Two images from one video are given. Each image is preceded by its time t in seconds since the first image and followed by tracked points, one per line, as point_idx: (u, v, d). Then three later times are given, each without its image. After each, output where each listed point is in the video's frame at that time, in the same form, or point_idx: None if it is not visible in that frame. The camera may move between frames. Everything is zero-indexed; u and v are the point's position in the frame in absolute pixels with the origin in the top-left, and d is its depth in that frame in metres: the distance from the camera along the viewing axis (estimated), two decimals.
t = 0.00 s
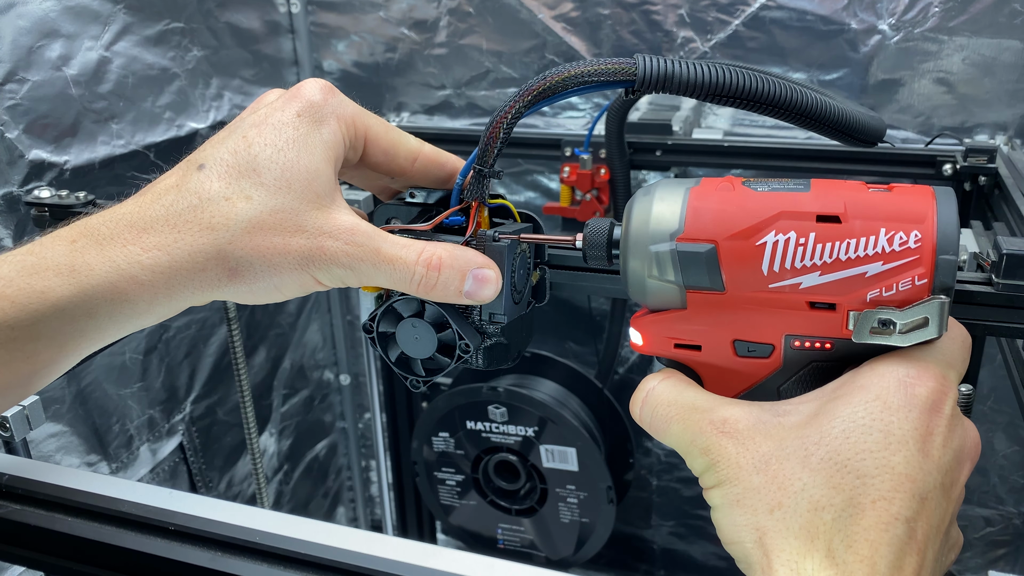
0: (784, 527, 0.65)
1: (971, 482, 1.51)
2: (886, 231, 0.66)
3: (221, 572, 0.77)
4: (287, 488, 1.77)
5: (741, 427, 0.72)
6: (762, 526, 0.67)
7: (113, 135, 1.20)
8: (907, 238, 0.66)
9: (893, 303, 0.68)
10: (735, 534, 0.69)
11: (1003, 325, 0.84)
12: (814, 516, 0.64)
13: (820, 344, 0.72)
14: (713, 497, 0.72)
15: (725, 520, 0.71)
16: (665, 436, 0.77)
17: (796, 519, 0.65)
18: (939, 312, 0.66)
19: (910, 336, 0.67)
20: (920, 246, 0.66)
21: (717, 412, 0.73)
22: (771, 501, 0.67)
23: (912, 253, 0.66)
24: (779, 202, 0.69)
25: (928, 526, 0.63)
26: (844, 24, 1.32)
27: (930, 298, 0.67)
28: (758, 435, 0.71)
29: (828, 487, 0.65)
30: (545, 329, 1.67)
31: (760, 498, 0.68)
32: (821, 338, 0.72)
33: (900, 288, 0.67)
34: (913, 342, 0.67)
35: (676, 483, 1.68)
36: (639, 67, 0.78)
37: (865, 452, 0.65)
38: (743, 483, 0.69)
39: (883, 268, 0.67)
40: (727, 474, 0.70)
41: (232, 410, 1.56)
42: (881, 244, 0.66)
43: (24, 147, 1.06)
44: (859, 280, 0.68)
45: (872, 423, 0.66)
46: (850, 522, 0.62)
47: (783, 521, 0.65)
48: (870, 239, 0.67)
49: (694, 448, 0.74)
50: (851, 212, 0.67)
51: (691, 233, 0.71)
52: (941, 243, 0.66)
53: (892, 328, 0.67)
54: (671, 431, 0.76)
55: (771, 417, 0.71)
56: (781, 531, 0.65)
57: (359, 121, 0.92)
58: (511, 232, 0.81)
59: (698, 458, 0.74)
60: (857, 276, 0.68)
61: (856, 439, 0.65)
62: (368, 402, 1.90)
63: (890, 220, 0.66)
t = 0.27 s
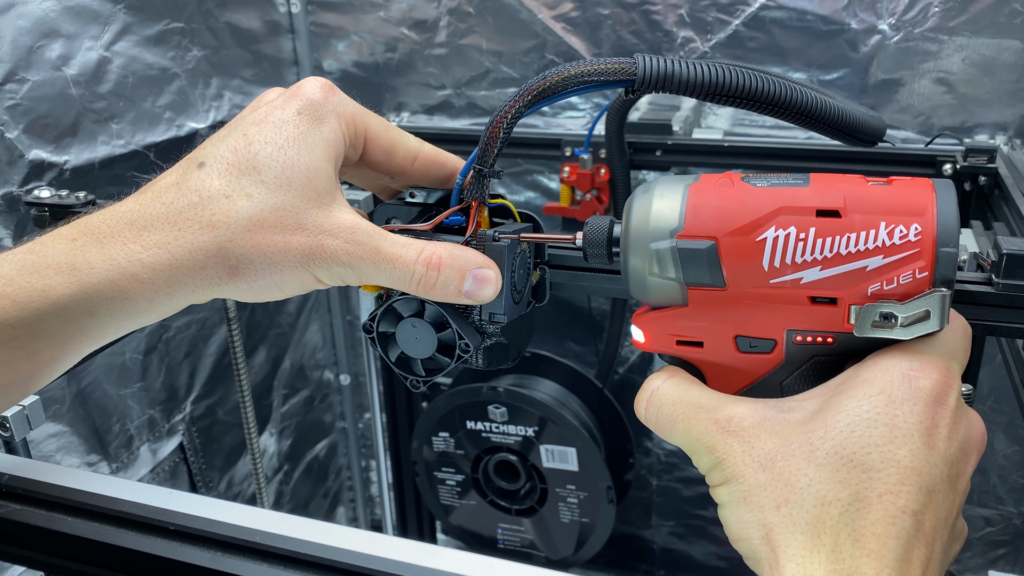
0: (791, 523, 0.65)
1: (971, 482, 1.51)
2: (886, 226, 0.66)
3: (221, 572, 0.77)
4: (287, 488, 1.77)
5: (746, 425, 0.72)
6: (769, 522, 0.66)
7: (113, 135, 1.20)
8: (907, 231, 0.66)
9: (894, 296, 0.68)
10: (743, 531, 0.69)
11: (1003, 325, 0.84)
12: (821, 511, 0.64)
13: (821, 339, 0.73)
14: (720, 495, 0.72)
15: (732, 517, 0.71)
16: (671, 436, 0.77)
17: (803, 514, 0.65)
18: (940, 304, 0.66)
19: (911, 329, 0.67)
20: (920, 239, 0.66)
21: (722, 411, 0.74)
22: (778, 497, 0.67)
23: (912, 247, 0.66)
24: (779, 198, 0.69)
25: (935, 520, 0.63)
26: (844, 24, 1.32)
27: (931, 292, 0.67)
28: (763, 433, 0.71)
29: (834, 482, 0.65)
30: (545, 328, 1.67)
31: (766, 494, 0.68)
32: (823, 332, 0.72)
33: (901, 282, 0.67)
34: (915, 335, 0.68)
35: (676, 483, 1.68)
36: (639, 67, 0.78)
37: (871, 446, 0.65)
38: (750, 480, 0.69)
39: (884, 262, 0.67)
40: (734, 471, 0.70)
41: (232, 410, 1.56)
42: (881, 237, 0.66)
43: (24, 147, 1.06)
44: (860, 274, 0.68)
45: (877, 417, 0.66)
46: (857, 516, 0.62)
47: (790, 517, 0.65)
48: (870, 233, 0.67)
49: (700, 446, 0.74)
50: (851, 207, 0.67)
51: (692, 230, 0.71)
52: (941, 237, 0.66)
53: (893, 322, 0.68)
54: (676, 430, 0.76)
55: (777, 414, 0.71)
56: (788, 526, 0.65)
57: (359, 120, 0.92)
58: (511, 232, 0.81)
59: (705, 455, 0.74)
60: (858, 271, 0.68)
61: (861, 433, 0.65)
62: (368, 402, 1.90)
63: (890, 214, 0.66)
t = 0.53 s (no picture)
0: (795, 527, 0.65)
1: (971, 482, 1.51)
2: (886, 230, 0.66)
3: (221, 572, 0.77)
4: (287, 488, 1.77)
5: (750, 429, 0.71)
6: (773, 527, 0.66)
7: (113, 135, 1.20)
8: (907, 237, 0.66)
9: (893, 301, 0.68)
10: (746, 535, 0.69)
11: (1003, 325, 0.84)
12: (824, 516, 0.64)
13: (820, 342, 0.73)
14: (722, 499, 0.72)
15: (735, 520, 0.70)
16: (674, 439, 0.77)
17: (808, 519, 0.65)
18: (940, 309, 0.66)
19: (910, 334, 0.67)
20: (919, 244, 0.66)
21: (724, 415, 0.73)
22: (782, 501, 0.67)
23: (912, 251, 0.66)
24: (779, 201, 0.69)
25: (936, 524, 0.64)
26: (844, 24, 1.32)
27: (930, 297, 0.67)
28: (766, 437, 0.70)
29: (838, 485, 0.65)
30: (545, 329, 1.67)
31: (770, 498, 0.67)
32: (822, 335, 0.72)
33: (900, 286, 0.67)
34: (913, 340, 0.68)
35: (676, 483, 1.68)
36: (639, 67, 0.78)
37: (874, 450, 0.65)
38: (753, 485, 0.69)
39: (883, 266, 0.67)
40: (737, 475, 0.70)
41: (232, 410, 1.56)
42: (881, 241, 0.66)
43: (24, 147, 1.06)
44: (860, 279, 0.68)
45: (880, 422, 0.66)
46: (860, 520, 0.63)
47: (795, 522, 0.65)
48: (870, 238, 0.67)
49: (703, 450, 0.74)
50: (851, 211, 0.67)
51: (692, 233, 0.71)
52: (940, 242, 0.66)
53: (892, 326, 0.68)
54: (679, 433, 0.76)
55: (779, 418, 0.71)
56: (791, 531, 0.65)
57: (360, 121, 0.92)
58: (510, 232, 0.81)
59: (707, 460, 0.74)
60: (857, 274, 0.68)
61: (863, 437, 0.65)
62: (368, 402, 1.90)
63: (890, 219, 0.67)
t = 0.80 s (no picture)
0: (813, 529, 0.65)
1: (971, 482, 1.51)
2: (897, 239, 0.66)
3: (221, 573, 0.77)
4: (287, 488, 1.77)
5: (765, 429, 0.71)
6: (789, 529, 0.66)
7: (113, 135, 1.20)
8: (917, 245, 0.66)
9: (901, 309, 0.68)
10: (761, 534, 0.69)
11: (1003, 325, 0.84)
12: (842, 520, 0.64)
13: (828, 350, 0.73)
14: (735, 497, 0.72)
15: (748, 520, 0.71)
16: (687, 435, 0.76)
17: (826, 521, 0.65)
18: (950, 319, 0.67)
19: (918, 342, 0.68)
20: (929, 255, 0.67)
21: (738, 413, 0.73)
22: (798, 504, 0.67)
23: (922, 261, 0.66)
24: (792, 209, 0.69)
25: (946, 530, 0.65)
26: (844, 24, 1.32)
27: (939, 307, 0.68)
28: (781, 437, 0.70)
29: (855, 490, 0.65)
30: (545, 328, 1.67)
31: (786, 500, 0.67)
32: (829, 342, 0.72)
33: (910, 295, 0.68)
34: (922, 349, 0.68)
35: (676, 483, 1.69)
36: (639, 67, 0.78)
37: (891, 456, 0.66)
38: (769, 485, 0.69)
39: (892, 274, 0.67)
40: (750, 474, 0.70)
41: (232, 410, 1.56)
42: (892, 249, 0.67)
43: (24, 147, 1.06)
44: (870, 287, 0.68)
45: (897, 428, 0.66)
46: (878, 526, 0.63)
47: (812, 523, 0.65)
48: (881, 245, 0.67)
49: (716, 448, 0.73)
50: (861, 219, 0.68)
51: (704, 236, 0.71)
52: (950, 251, 0.67)
53: (899, 334, 0.68)
54: (692, 429, 0.75)
55: (794, 419, 0.71)
56: (808, 533, 0.65)
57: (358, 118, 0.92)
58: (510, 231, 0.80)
59: (720, 458, 0.73)
60: (867, 283, 0.68)
61: (881, 443, 0.66)
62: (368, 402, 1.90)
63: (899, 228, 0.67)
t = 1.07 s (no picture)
0: None
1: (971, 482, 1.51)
2: (901, 524, 0.64)
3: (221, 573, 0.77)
4: (287, 488, 1.77)
5: None
6: None
7: (113, 135, 1.20)
8: (915, 539, 0.64)
9: None
10: None
11: (1003, 325, 0.84)
12: None
13: None
14: None
15: None
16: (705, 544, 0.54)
17: None
18: None
19: None
20: (925, 551, 0.63)
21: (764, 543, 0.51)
22: None
23: (916, 556, 0.64)
24: (816, 453, 0.67)
25: None
26: (844, 24, 1.32)
27: None
28: None
29: None
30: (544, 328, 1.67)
31: None
32: None
33: None
34: None
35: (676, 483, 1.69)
36: (639, 67, 0.78)
37: None
38: None
39: (884, 556, 0.64)
40: None
41: (232, 410, 1.56)
42: (892, 536, 0.64)
43: (24, 147, 1.06)
44: (858, 558, 0.65)
45: None
46: None
47: None
48: (885, 522, 0.64)
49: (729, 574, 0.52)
50: (876, 491, 0.65)
51: (729, 450, 0.67)
52: (947, 552, 0.64)
53: None
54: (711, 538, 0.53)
55: None
56: None
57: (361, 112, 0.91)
58: (510, 232, 0.81)
59: None
60: (856, 554, 0.65)
61: None
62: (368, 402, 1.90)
63: (906, 513, 0.64)
